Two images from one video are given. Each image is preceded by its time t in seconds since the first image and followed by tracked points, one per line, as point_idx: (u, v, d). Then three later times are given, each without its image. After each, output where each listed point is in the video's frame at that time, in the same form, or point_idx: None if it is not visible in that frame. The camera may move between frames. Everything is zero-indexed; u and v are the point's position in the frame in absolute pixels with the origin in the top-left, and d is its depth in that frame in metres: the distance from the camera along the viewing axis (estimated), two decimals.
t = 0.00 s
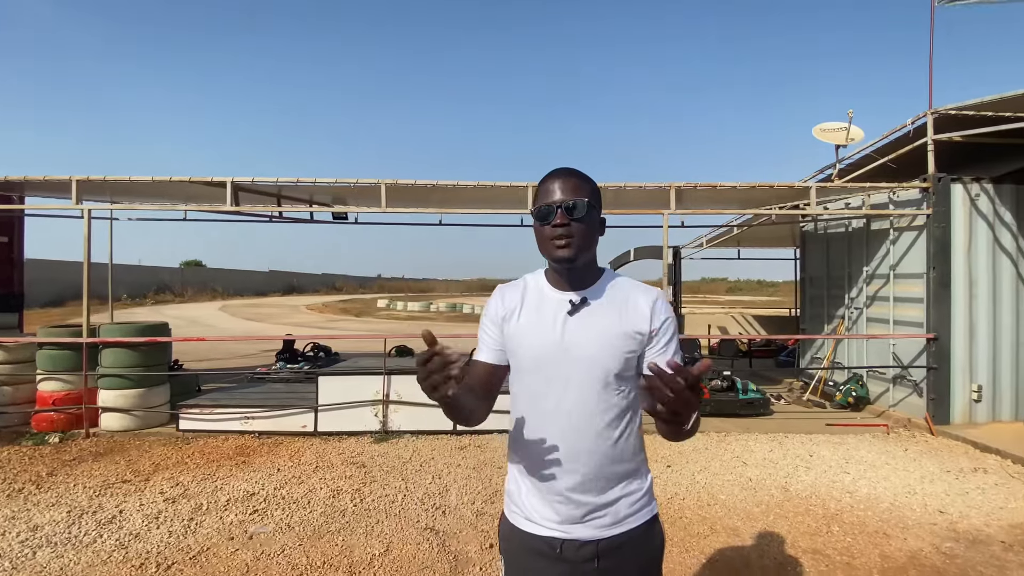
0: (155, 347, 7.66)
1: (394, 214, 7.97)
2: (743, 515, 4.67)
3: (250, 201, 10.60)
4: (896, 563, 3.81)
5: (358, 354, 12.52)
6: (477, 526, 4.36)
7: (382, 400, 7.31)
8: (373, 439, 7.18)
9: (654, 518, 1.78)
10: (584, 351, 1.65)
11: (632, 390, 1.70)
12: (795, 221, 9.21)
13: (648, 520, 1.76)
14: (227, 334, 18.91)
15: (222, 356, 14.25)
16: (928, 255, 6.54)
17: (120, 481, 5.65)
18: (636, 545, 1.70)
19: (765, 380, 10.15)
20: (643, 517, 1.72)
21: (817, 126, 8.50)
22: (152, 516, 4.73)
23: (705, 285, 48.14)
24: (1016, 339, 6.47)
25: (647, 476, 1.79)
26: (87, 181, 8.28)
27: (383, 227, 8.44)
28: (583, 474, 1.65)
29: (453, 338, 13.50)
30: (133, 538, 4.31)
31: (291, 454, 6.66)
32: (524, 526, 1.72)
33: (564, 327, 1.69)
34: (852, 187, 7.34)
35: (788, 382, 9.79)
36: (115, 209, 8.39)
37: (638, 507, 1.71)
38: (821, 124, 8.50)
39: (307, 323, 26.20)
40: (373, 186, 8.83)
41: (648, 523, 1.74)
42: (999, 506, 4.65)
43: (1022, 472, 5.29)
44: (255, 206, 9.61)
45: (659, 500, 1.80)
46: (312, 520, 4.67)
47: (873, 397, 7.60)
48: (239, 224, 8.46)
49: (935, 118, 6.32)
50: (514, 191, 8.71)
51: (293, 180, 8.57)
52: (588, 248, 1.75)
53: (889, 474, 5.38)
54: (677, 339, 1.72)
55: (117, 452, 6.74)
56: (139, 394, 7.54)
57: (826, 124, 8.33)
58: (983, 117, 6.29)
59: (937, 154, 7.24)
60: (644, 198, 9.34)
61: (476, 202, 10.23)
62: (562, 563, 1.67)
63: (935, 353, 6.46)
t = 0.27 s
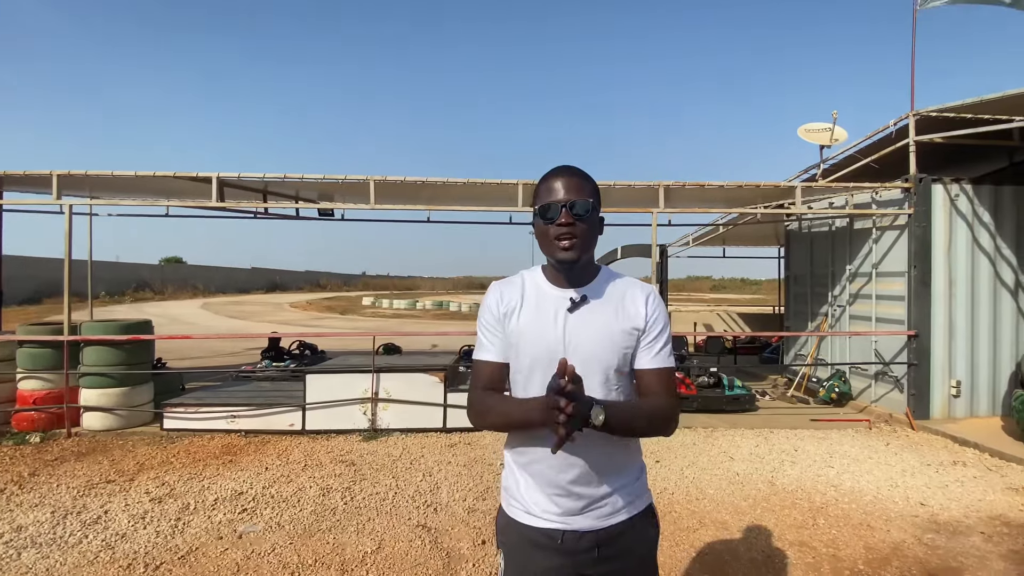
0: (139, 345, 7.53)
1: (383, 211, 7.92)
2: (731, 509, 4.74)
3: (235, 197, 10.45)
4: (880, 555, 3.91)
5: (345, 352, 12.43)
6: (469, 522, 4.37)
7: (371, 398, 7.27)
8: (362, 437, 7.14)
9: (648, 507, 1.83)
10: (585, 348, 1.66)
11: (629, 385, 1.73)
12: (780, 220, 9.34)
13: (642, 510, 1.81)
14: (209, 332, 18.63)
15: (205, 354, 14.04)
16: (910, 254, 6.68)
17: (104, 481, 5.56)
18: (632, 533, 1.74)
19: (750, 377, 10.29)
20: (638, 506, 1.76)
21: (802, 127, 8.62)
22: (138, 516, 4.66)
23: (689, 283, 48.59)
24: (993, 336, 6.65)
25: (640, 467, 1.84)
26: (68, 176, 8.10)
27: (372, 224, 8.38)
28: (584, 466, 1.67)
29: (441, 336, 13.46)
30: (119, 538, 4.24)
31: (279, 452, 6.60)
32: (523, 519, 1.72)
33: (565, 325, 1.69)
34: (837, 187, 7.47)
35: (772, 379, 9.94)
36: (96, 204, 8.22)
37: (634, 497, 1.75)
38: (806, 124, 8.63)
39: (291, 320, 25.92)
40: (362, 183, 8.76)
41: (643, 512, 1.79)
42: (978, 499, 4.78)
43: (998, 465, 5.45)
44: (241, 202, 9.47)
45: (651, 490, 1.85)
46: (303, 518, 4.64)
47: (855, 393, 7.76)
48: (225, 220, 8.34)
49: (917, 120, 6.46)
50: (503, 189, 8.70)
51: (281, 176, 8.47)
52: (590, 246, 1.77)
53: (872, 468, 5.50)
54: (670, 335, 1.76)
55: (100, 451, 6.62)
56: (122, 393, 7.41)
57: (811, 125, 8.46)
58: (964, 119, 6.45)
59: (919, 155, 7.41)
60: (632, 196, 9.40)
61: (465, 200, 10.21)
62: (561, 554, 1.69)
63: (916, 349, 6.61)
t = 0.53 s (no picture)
0: (121, 343, 7.39)
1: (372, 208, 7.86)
2: (719, 503, 4.81)
3: (220, 193, 10.29)
4: (863, 546, 4.01)
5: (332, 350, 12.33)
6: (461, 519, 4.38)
7: (360, 396, 7.23)
8: (350, 435, 7.10)
9: (629, 496, 1.88)
10: (571, 343, 1.68)
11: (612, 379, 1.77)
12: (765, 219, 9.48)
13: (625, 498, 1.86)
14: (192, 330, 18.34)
15: (188, 353, 13.82)
16: (891, 252, 6.84)
17: (87, 482, 5.46)
18: (618, 523, 1.79)
19: (735, 373, 10.44)
20: (621, 495, 1.81)
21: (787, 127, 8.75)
22: (123, 516, 4.59)
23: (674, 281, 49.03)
24: (971, 333, 6.83)
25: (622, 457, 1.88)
26: (47, 170, 7.91)
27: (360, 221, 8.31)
28: (571, 459, 1.69)
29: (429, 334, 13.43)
30: (105, 539, 4.18)
31: (267, 451, 6.54)
32: (511, 515, 1.72)
33: (551, 322, 1.70)
34: (820, 187, 7.59)
35: (757, 376, 10.09)
36: (76, 199, 8.04)
37: (618, 486, 1.80)
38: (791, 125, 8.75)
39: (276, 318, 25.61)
40: (350, 180, 8.68)
41: (626, 500, 1.84)
42: (956, 491, 4.92)
43: (975, 458, 5.61)
44: (226, 198, 9.34)
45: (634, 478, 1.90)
46: (292, 517, 4.61)
47: (837, 388, 7.92)
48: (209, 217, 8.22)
49: (899, 121, 6.61)
50: (493, 186, 8.70)
51: (267, 171, 8.36)
52: (574, 243, 1.78)
53: (854, 462, 5.63)
54: (651, 328, 1.80)
55: (82, 451, 6.49)
56: (104, 392, 7.27)
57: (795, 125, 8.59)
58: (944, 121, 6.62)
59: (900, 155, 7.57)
60: (620, 194, 9.46)
61: (453, 197, 10.18)
62: (551, 545, 1.70)
63: (897, 346, 6.78)
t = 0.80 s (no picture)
0: (107, 342, 7.28)
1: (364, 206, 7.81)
2: (711, 499, 4.85)
3: (208, 190, 10.17)
4: (853, 541, 4.06)
5: (323, 349, 12.25)
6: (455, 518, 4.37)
7: (351, 395, 7.19)
8: (342, 434, 7.06)
9: (617, 492, 1.87)
10: (555, 341, 1.67)
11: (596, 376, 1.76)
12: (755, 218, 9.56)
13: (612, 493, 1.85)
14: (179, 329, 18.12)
15: (176, 352, 13.66)
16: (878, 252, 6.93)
17: (73, 483, 5.38)
18: (603, 518, 1.78)
19: (725, 371, 10.52)
20: (608, 490, 1.80)
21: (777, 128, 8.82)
22: (112, 518, 4.53)
23: (664, 280, 49.31)
24: (956, 331, 6.95)
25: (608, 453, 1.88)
26: (31, 166, 7.77)
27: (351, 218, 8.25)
28: (555, 455, 1.69)
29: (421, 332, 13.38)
30: (94, 541, 4.13)
31: (257, 451, 6.48)
32: (497, 513, 1.72)
33: (534, 320, 1.69)
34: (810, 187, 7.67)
35: (747, 373, 10.19)
36: (61, 196, 7.90)
37: (605, 481, 1.79)
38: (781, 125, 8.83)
39: (265, 317, 25.38)
40: (341, 177, 8.62)
41: (613, 495, 1.83)
42: (943, 486, 5.00)
43: (960, 454, 5.71)
44: (214, 195, 9.22)
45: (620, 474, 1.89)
46: (285, 517, 4.57)
47: (826, 386, 8.02)
48: (198, 214, 8.12)
49: (887, 122, 6.70)
50: (486, 184, 8.68)
51: (257, 168, 8.26)
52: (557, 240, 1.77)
53: (843, 458, 5.70)
54: (633, 327, 1.80)
55: (67, 452, 6.39)
56: (90, 392, 7.16)
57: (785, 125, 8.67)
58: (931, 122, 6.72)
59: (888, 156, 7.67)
60: (612, 193, 9.49)
61: (445, 195, 10.14)
62: (537, 542, 1.70)
63: (884, 344, 6.88)
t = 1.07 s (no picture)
0: (93, 342, 7.17)
1: (355, 203, 7.74)
2: (704, 495, 4.88)
3: (196, 187, 10.04)
4: (844, 536, 4.09)
5: (314, 348, 12.16)
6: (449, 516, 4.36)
7: (343, 395, 7.14)
8: (334, 434, 7.00)
9: (609, 489, 1.86)
10: (538, 341, 1.66)
11: (583, 372, 1.75)
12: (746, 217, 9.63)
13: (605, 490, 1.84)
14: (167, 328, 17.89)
15: (164, 352, 13.49)
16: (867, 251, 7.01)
17: (59, 484, 5.29)
18: (597, 516, 1.76)
19: (717, 369, 10.60)
20: (600, 488, 1.79)
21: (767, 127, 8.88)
22: (100, 520, 4.46)
23: (655, 279, 49.50)
24: (943, 328, 7.04)
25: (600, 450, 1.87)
26: (14, 163, 7.62)
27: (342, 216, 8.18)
28: (546, 453, 1.68)
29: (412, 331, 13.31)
30: (82, 543, 4.06)
31: (248, 451, 6.41)
32: (489, 512, 1.71)
33: (515, 320, 1.68)
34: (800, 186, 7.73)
35: (738, 371, 10.26)
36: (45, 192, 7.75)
37: (597, 479, 1.78)
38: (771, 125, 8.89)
39: (254, 316, 25.15)
40: (332, 174, 8.54)
41: (605, 492, 1.82)
42: (931, 481, 5.06)
43: (947, 450, 5.79)
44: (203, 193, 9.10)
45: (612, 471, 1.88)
46: (276, 517, 4.52)
47: (816, 383, 8.10)
48: (186, 211, 8.01)
49: (876, 122, 6.76)
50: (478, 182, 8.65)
51: (247, 165, 8.17)
52: (536, 238, 1.74)
53: (833, 454, 5.76)
54: (619, 321, 1.78)
55: (53, 453, 6.29)
56: (75, 392, 7.04)
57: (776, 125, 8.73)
58: (920, 122, 6.79)
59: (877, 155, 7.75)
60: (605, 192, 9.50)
61: (437, 193, 10.08)
62: (530, 541, 1.69)
63: (873, 342, 6.96)
